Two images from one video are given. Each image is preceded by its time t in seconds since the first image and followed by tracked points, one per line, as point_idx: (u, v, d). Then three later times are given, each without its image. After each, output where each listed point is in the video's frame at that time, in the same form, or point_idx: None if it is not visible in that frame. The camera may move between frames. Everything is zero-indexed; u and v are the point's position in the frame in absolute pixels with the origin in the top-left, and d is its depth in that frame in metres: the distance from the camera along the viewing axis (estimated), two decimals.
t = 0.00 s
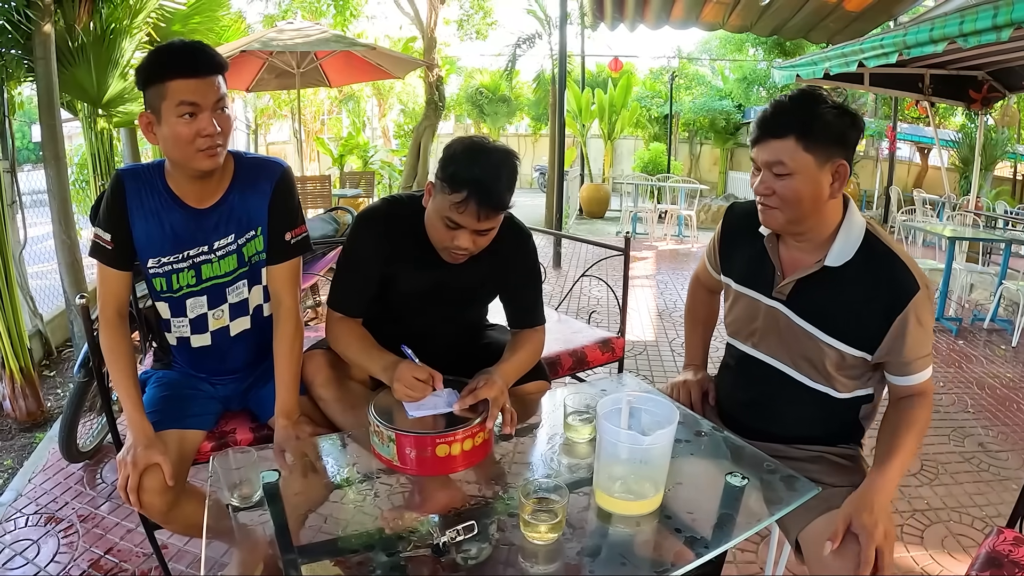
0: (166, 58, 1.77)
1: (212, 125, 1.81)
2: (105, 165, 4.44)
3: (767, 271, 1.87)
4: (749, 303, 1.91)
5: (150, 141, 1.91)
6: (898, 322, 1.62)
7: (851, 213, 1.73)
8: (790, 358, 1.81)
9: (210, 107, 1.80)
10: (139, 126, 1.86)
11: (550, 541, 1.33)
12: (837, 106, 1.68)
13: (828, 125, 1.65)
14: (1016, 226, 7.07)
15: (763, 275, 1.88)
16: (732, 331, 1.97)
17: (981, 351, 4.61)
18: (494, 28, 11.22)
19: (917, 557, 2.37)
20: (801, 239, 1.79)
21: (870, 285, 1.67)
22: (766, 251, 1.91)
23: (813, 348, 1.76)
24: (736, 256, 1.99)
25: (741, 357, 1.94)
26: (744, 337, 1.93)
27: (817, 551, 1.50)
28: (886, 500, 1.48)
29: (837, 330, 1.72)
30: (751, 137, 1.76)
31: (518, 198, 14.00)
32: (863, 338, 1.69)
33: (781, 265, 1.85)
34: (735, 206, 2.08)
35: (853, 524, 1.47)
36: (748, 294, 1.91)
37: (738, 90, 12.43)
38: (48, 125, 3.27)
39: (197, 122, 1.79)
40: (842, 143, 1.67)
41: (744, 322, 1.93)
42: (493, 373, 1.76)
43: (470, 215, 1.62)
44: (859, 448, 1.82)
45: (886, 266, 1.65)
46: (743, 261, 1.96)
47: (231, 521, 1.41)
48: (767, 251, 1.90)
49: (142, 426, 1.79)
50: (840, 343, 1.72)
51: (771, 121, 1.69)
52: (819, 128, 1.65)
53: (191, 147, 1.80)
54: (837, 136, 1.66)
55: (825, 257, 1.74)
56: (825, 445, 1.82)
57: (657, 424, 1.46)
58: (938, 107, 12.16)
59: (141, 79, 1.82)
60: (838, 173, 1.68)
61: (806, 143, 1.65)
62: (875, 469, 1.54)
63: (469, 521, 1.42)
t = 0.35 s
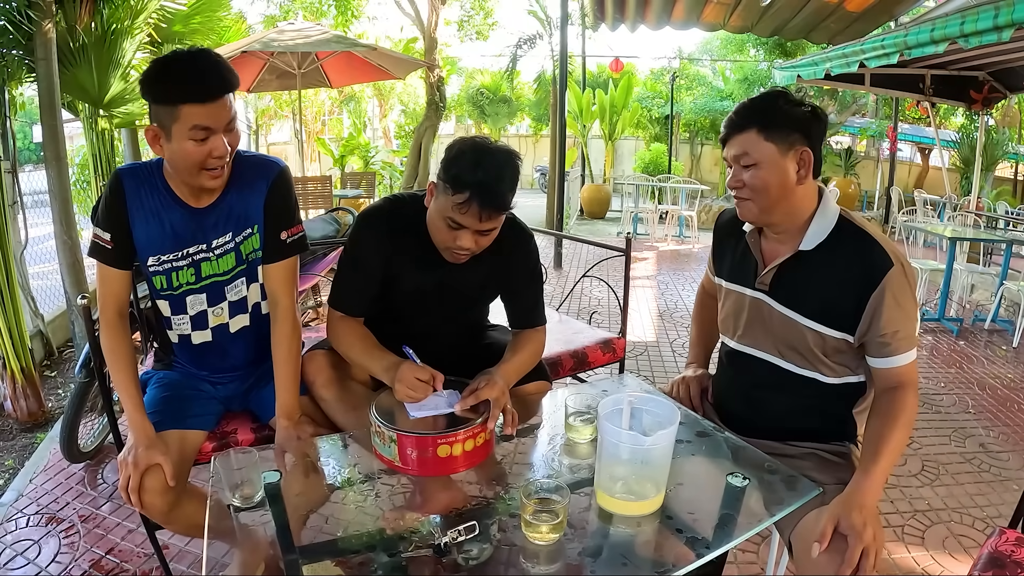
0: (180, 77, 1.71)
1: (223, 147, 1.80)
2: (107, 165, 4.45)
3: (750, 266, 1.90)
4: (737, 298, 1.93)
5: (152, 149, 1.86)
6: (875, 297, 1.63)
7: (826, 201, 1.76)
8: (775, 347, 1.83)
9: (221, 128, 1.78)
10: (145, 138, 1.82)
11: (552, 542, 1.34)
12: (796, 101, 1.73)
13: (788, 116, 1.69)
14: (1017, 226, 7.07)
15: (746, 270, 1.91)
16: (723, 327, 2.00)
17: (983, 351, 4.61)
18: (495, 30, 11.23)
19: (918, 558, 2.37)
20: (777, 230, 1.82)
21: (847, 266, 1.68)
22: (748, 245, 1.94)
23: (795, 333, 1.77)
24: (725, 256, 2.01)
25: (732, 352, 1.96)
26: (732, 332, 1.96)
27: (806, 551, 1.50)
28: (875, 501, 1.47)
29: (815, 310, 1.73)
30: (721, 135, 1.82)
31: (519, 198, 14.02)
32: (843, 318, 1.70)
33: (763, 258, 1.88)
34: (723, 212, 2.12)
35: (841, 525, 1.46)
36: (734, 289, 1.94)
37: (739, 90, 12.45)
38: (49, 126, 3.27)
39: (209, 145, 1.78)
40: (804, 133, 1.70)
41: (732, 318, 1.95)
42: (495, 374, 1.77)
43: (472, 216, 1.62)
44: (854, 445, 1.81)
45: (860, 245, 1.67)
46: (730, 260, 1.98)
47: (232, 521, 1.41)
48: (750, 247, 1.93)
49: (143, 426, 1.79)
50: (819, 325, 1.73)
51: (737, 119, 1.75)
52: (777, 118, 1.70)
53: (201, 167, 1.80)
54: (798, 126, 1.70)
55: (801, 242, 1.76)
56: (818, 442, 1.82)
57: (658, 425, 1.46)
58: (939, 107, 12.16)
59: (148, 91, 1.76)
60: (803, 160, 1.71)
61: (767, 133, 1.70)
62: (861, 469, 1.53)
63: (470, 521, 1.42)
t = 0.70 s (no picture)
0: (185, 85, 1.71)
1: (228, 152, 1.81)
2: (108, 166, 4.46)
3: (749, 269, 1.90)
4: (736, 301, 1.93)
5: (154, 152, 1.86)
6: (876, 295, 1.63)
7: (822, 201, 1.77)
8: (776, 349, 1.83)
9: (225, 135, 1.78)
10: (148, 139, 1.82)
11: (553, 542, 1.34)
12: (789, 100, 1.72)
13: (780, 115, 1.69)
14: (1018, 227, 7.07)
15: (745, 274, 1.91)
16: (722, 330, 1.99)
17: (984, 351, 4.61)
18: (495, 30, 11.25)
19: (919, 559, 2.37)
20: (775, 232, 1.82)
21: (846, 266, 1.69)
22: (745, 248, 1.94)
23: (796, 335, 1.78)
24: (722, 259, 2.01)
25: (731, 354, 1.96)
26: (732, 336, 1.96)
27: (812, 554, 1.51)
28: (878, 500, 1.47)
29: (815, 312, 1.74)
30: (716, 137, 1.82)
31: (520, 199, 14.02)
32: (844, 319, 1.71)
33: (761, 261, 1.88)
34: (718, 215, 2.11)
35: (844, 526, 1.46)
36: (733, 293, 1.93)
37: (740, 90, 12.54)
38: (51, 127, 3.27)
39: (214, 151, 1.78)
40: (798, 133, 1.70)
41: (731, 321, 1.95)
42: (496, 374, 1.77)
43: (470, 215, 1.62)
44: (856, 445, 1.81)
45: (861, 245, 1.68)
46: (727, 264, 1.98)
47: (234, 522, 1.41)
48: (746, 249, 1.93)
49: (145, 427, 1.79)
50: (820, 326, 1.74)
51: (731, 120, 1.75)
52: (770, 117, 1.69)
53: (204, 171, 1.80)
54: (793, 125, 1.69)
55: (799, 244, 1.77)
56: (819, 442, 1.82)
57: (659, 425, 1.46)
58: (940, 108, 12.16)
59: (153, 94, 1.75)
60: (798, 160, 1.71)
61: (761, 134, 1.70)
62: (862, 470, 1.53)
63: (471, 522, 1.42)
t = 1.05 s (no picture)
0: (190, 86, 1.71)
1: (232, 154, 1.81)
2: (109, 166, 4.47)
3: (761, 274, 1.88)
4: (746, 307, 1.91)
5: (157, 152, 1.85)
6: (897, 308, 1.62)
7: (842, 209, 1.74)
8: (788, 358, 1.82)
9: (230, 137, 1.78)
10: (152, 140, 1.81)
11: (556, 542, 1.34)
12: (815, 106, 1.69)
13: (807, 122, 1.65)
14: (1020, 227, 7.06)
15: (757, 278, 1.89)
16: (732, 333, 1.99)
17: (985, 351, 4.60)
18: (496, 31, 11.25)
19: (921, 559, 2.36)
20: (793, 241, 1.79)
21: (863, 277, 1.68)
22: (758, 253, 1.92)
23: (809, 343, 1.77)
24: (731, 261, 2.00)
25: (739, 358, 1.96)
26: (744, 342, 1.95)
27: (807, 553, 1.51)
28: (882, 507, 1.47)
29: (835, 325, 1.72)
30: (737, 141, 1.77)
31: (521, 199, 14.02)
32: (861, 331, 1.69)
33: (774, 267, 1.86)
34: (726, 214, 2.09)
35: (842, 529, 1.47)
36: (744, 297, 1.92)
37: (741, 92, 12.40)
38: (52, 127, 3.27)
39: (218, 152, 1.77)
40: (824, 142, 1.67)
41: (743, 326, 1.93)
42: (498, 374, 1.77)
43: (469, 217, 1.62)
44: (858, 447, 1.82)
45: (879, 256, 1.66)
46: (736, 265, 1.97)
47: (236, 522, 1.41)
48: (759, 254, 1.91)
49: (147, 426, 1.79)
50: (835, 337, 1.73)
51: (755, 124, 1.71)
52: (799, 124, 1.65)
53: (209, 172, 1.80)
54: (819, 133, 1.66)
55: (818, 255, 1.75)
56: (823, 445, 1.82)
57: (661, 425, 1.46)
58: (941, 108, 12.15)
59: (158, 95, 1.75)
60: (825, 169, 1.68)
61: (788, 142, 1.66)
62: (869, 477, 1.54)
63: (474, 522, 1.41)
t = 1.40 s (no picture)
0: (189, 85, 1.71)
1: (232, 152, 1.81)
2: (110, 166, 4.48)
3: (781, 279, 1.86)
4: (762, 312, 1.89)
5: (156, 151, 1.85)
6: (925, 317, 1.61)
7: (870, 218, 1.73)
8: (807, 367, 1.80)
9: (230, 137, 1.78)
10: (152, 139, 1.81)
11: (556, 542, 1.33)
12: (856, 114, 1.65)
13: (849, 134, 1.62)
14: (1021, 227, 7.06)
15: (776, 282, 1.87)
16: (745, 338, 1.96)
17: (987, 352, 4.59)
18: (497, 31, 11.24)
19: (922, 560, 2.36)
20: (820, 250, 1.77)
21: (889, 284, 1.66)
22: (780, 259, 1.88)
23: (825, 347, 1.75)
24: (743, 262, 1.98)
25: (751, 364, 1.94)
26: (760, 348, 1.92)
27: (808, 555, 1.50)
28: (885, 510, 1.46)
29: (862, 334, 1.70)
30: (769, 145, 1.72)
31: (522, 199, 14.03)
32: (884, 339, 1.67)
33: (797, 274, 1.84)
34: (736, 212, 2.06)
35: (844, 530, 1.46)
36: (759, 302, 1.89)
37: (742, 91, 12.63)
38: (52, 128, 3.26)
39: (218, 150, 1.77)
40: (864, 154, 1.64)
41: (762, 331, 1.90)
42: (498, 374, 1.76)
43: (470, 213, 1.62)
44: (862, 449, 1.81)
45: (907, 267, 1.65)
46: (749, 267, 1.94)
47: (235, 521, 1.41)
48: (779, 255, 1.88)
49: (146, 426, 1.78)
50: (857, 346, 1.71)
51: (793, 132, 1.66)
52: (840, 136, 1.62)
53: (208, 170, 1.80)
54: (859, 145, 1.63)
55: (847, 264, 1.72)
56: (826, 446, 1.81)
57: (663, 425, 1.45)
58: (942, 107, 12.15)
59: (157, 94, 1.75)
60: (862, 183, 1.66)
61: (829, 156, 1.62)
62: (874, 480, 1.53)
63: (474, 522, 1.40)
